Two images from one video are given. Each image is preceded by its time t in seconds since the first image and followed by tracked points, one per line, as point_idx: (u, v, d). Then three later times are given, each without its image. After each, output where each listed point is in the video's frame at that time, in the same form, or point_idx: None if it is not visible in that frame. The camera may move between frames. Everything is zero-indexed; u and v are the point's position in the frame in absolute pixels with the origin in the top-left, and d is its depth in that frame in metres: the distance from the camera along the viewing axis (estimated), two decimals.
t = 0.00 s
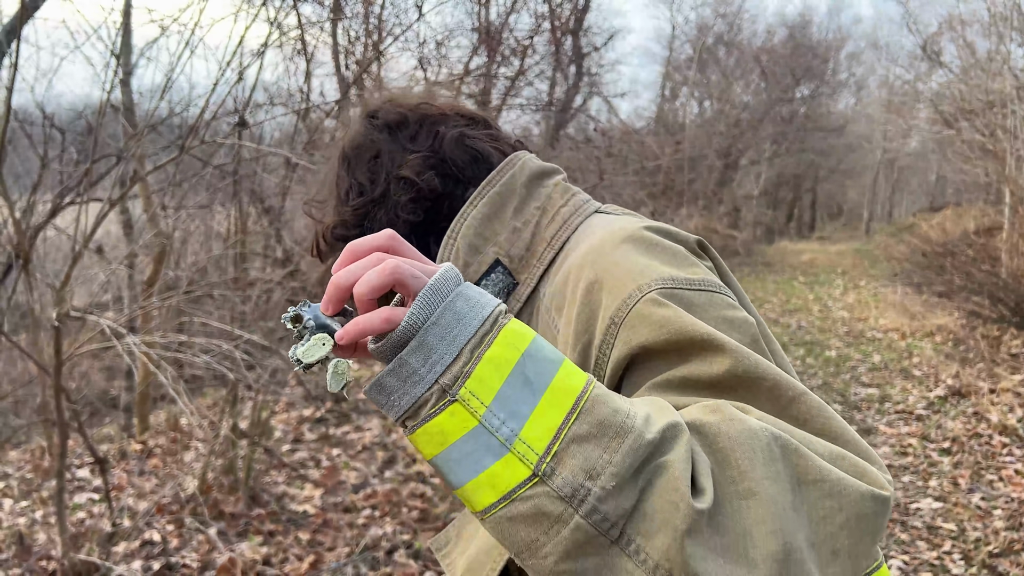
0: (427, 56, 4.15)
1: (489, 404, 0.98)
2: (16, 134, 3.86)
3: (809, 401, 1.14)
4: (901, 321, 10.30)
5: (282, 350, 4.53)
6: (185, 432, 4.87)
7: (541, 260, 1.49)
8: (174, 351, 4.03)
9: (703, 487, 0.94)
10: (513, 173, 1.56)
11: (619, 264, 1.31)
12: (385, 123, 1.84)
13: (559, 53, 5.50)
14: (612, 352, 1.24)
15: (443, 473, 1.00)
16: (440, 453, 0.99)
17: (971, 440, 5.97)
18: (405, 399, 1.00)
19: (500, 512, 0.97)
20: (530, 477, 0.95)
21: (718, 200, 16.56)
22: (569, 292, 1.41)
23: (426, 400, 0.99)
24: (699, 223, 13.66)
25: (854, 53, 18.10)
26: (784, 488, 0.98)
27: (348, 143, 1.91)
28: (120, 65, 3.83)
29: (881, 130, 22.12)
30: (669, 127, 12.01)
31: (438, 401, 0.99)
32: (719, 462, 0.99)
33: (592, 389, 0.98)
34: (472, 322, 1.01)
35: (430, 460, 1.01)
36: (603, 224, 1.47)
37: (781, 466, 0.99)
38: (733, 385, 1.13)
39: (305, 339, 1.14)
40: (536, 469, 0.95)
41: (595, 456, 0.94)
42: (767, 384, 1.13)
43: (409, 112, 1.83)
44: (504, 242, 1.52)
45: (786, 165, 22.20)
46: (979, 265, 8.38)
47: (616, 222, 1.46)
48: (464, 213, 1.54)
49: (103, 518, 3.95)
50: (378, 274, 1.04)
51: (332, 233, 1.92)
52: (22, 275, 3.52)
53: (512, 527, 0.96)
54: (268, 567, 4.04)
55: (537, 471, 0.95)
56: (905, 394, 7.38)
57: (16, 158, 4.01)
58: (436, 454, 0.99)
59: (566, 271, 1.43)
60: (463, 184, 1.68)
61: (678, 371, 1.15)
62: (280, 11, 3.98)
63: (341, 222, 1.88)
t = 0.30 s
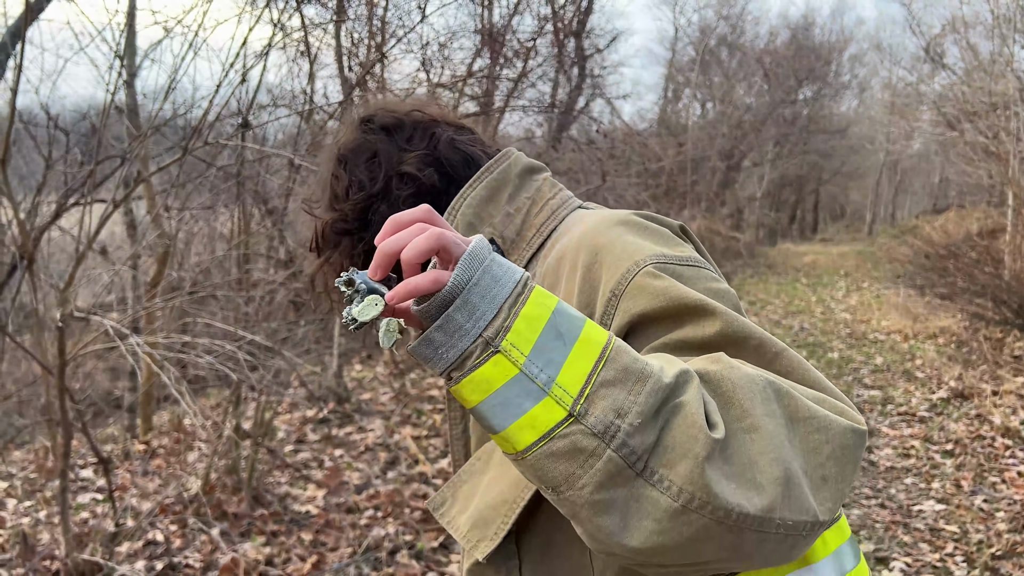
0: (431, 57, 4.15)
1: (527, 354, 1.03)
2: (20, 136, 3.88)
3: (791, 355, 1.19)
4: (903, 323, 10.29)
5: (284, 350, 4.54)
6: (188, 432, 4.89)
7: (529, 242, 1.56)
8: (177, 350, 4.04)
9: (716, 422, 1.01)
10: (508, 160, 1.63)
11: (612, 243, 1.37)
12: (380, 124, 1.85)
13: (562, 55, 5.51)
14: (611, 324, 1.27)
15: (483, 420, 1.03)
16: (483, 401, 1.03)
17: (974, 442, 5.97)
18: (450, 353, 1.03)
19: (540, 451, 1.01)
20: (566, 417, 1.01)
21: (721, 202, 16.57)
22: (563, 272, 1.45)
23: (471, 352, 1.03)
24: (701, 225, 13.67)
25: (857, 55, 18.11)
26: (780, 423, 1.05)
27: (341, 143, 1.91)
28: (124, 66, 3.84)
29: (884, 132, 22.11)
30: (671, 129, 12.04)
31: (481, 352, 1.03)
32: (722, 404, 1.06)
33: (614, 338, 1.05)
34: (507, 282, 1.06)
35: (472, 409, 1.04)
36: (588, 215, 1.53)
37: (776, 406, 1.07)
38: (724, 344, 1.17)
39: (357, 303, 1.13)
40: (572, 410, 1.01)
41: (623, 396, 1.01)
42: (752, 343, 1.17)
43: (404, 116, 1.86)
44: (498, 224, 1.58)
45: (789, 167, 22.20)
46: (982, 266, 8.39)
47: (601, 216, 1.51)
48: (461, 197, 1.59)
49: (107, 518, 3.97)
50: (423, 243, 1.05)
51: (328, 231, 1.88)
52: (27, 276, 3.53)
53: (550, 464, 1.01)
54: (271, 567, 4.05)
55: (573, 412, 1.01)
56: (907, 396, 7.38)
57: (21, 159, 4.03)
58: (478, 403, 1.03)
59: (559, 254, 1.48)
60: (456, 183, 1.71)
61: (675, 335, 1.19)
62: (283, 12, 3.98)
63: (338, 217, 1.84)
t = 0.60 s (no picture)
0: (431, 59, 4.16)
1: (591, 346, 1.03)
2: (20, 137, 3.88)
3: (812, 353, 1.23)
4: (903, 325, 10.30)
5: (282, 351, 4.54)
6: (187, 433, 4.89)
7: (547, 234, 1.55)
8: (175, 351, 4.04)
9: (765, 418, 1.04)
10: (521, 148, 1.58)
11: (642, 237, 1.37)
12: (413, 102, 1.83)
13: (562, 57, 5.52)
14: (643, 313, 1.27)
15: (545, 409, 1.03)
16: (547, 392, 1.02)
17: (974, 444, 5.97)
18: (516, 345, 1.01)
19: (598, 441, 1.01)
20: (628, 410, 1.02)
21: (720, 203, 16.58)
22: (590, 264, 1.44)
23: (538, 344, 1.02)
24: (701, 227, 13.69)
25: (857, 58, 18.14)
26: (816, 419, 1.09)
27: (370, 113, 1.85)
28: (124, 68, 3.85)
29: (884, 133, 22.13)
30: (671, 131, 12.06)
31: (547, 343, 1.02)
32: (764, 400, 1.09)
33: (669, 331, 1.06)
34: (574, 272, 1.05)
35: (534, 397, 1.03)
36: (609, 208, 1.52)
37: (812, 403, 1.10)
38: (753, 340, 1.20)
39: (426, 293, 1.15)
40: (633, 404, 1.02)
41: (681, 389, 1.02)
42: (779, 342, 1.20)
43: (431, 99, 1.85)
44: (518, 214, 1.56)
45: (789, 169, 22.22)
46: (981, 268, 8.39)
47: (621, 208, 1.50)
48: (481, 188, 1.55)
49: (106, 520, 3.97)
50: (495, 232, 1.03)
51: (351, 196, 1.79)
52: (26, 278, 3.54)
53: (611, 455, 1.01)
54: (269, 569, 4.04)
55: (634, 405, 1.02)
56: (907, 398, 7.38)
57: (20, 161, 4.03)
58: (544, 394, 1.02)
59: (585, 245, 1.47)
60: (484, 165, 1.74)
61: (705, 329, 1.21)
62: (283, 14, 3.99)
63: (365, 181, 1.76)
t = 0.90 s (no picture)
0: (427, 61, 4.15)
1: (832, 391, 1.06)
2: (14, 140, 3.87)
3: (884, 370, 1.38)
4: (897, 326, 10.31)
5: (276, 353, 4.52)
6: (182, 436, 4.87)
7: (608, 237, 1.50)
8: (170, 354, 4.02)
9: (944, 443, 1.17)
10: (574, 148, 1.50)
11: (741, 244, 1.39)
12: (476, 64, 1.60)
13: (558, 58, 5.51)
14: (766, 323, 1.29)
15: (791, 456, 1.04)
16: (797, 439, 1.04)
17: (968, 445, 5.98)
18: (777, 393, 1.01)
19: (838, 485, 1.05)
20: (860, 451, 1.08)
21: (715, 205, 16.61)
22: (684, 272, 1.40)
23: (796, 390, 1.02)
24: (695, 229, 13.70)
25: (850, 60, 18.19)
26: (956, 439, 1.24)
27: (426, 66, 1.57)
28: (119, 70, 3.84)
29: (878, 135, 22.19)
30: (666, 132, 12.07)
31: (802, 391, 1.03)
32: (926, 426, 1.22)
33: (870, 370, 1.14)
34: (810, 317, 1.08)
35: (777, 446, 1.04)
36: (680, 218, 1.52)
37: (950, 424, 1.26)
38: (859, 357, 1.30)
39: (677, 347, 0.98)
40: (865, 443, 1.08)
41: (892, 424, 1.11)
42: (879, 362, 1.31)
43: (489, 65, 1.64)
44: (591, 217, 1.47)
45: (783, 171, 22.25)
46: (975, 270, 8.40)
47: (695, 220, 1.51)
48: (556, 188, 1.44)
49: (100, 523, 3.96)
50: (764, 270, 0.96)
51: (422, 158, 1.48)
52: (18, 280, 3.53)
53: (848, 497, 1.06)
54: (265, 572, 4.03)
55: (865, 445, 1.08)
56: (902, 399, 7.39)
57: (15, 163, 4.02)
58: (793, 442, 1.04)
59: (671, 253, 1.44)
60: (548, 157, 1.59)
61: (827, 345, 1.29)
62: (278, 16, 3.99)
63: (443, 143, 1.48)
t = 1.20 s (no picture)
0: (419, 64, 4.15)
1: (953, 521, 1.00)
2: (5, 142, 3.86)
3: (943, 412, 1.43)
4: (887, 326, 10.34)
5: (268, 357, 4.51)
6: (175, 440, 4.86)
7: (659, 264, 1.51)
8: (163, 358, 4.00)
9: None
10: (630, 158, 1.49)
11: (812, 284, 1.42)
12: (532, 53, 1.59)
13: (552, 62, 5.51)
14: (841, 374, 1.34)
15: None
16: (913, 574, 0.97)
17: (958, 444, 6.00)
18: (903, 534, 0.94)
19: None
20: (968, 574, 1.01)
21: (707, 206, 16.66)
22: (751, 312, 1.45)
23: (921, 529, 0.96)
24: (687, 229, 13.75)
25: (842, 61, 18.26)
26: None
27: (485, 57, 1.53)
28: (110, 73, 3.83)
29: (869, 136, 22.26)
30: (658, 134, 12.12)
31: (927, 526, 0.96)
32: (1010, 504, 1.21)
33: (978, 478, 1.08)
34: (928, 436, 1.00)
35: None
36: (736, 241, 1.57)
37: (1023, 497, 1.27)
38: (935, 411, 1.33)
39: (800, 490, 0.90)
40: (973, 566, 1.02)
41: (999, 540, 1.06)
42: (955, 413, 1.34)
43: (542, 51, 1.64)
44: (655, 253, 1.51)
45: (775, 171, 22.30)
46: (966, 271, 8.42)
47: (752, 241, 1.57)
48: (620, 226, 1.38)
49: (92, 527, 3.95)
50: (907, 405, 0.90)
51: (507, 174, 1.45)
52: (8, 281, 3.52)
53: None
54: None
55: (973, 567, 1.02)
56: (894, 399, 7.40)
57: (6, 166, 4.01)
58: None
59: (736, 286, 1.48)
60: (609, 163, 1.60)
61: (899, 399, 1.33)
62: (270, 19, 4.00)
63: (526, 156, 1.48)
